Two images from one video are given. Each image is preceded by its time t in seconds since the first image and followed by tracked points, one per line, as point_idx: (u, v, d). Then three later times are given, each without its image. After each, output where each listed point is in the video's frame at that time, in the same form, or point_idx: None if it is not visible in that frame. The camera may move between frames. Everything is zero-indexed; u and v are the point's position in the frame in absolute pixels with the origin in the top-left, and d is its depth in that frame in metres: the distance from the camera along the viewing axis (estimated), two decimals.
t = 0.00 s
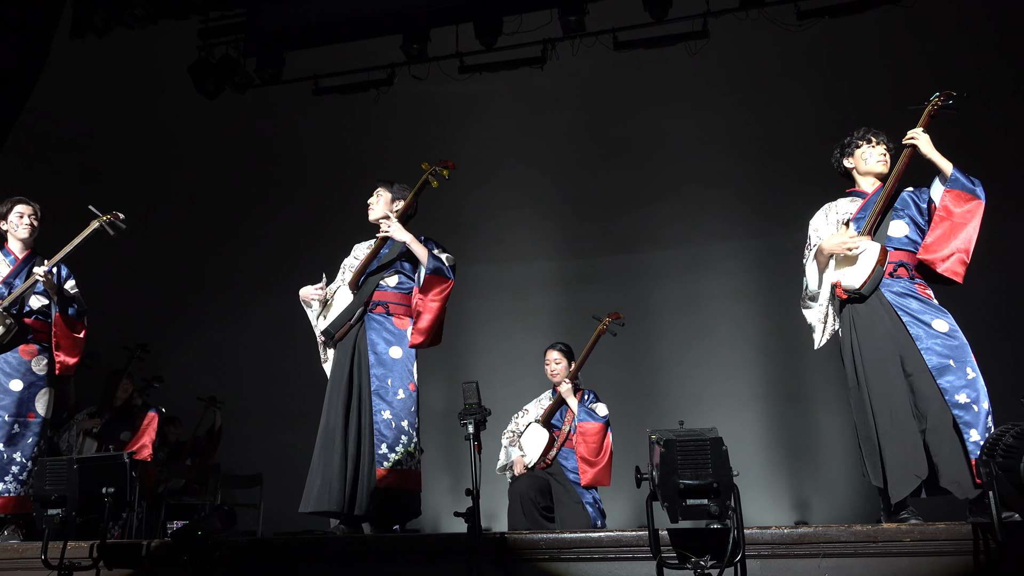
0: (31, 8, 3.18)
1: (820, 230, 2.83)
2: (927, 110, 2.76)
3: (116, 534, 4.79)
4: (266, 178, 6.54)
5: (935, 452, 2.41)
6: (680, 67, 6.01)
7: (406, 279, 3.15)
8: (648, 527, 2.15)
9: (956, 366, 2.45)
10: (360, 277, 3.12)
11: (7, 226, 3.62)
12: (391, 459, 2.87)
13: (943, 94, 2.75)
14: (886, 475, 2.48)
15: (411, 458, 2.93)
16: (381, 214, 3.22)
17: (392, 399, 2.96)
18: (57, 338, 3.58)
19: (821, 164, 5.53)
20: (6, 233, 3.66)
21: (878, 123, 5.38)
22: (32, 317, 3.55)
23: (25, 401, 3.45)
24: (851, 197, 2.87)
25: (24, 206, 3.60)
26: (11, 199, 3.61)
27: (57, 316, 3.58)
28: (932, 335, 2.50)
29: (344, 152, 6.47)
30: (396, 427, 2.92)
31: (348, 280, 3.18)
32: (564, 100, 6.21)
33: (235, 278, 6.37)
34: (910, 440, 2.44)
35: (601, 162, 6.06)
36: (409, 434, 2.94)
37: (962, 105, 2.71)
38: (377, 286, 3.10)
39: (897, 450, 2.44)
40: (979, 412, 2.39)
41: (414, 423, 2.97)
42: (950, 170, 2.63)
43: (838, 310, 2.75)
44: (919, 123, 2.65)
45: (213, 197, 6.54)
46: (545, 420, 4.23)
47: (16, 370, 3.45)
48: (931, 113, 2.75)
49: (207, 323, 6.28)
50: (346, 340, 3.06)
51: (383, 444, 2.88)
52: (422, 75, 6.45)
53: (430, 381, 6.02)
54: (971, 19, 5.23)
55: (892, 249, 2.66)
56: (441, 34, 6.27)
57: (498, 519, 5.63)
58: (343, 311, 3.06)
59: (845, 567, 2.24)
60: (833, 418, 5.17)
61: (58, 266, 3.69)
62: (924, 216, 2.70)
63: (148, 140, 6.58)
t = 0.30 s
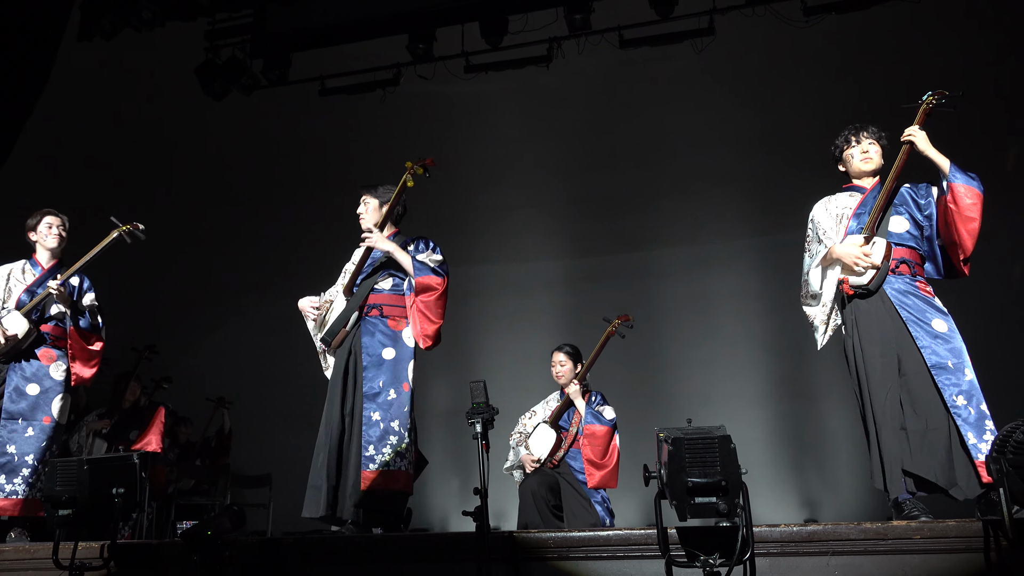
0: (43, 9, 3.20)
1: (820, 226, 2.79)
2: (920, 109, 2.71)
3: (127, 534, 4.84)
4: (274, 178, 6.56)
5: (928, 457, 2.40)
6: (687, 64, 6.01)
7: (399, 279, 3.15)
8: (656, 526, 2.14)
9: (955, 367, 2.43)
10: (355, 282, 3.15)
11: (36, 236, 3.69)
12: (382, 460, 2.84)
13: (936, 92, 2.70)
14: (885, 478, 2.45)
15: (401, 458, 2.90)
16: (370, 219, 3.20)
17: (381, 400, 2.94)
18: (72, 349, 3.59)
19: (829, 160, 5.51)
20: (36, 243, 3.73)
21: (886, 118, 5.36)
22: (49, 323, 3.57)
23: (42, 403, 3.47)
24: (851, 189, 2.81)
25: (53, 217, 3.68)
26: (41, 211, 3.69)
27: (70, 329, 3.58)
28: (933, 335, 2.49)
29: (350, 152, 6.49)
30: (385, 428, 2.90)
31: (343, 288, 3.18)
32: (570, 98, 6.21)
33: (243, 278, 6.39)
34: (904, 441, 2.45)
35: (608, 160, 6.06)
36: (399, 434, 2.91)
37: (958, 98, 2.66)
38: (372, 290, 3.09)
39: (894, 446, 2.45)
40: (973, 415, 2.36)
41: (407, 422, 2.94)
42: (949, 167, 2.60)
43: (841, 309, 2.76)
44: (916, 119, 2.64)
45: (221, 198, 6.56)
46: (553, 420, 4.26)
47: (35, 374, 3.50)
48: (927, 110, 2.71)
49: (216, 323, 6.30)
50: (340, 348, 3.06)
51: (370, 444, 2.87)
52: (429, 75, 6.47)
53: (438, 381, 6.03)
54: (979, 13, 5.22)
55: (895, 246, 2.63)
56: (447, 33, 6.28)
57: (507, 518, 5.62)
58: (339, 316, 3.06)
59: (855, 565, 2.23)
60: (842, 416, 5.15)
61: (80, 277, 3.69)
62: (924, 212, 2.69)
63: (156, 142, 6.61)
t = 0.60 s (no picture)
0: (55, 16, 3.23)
1: (825, 227, 2.77)
2: (925, 111, 2.71)
3: (136, 537, 4.87)
4: (280, 181, 6.58)
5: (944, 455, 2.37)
6: (691, 64, 6.00)
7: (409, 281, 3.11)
8: (665, 526, 2.14)
9: (964, 367, 2.42)
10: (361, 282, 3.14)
11: (59, 245, 3.72)
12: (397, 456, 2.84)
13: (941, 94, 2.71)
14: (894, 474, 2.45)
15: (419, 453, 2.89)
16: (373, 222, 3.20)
17: (398, 397, 2.92)
18: (87, 358, 3.59)
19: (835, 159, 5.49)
20: (57, 253, 3.76)
21: (893, 116, 5.34)
22: (65, 328, 3.61)
23: (51, 407, 3.47)
24: (854, 192, 2.81)
25: (78, 228, 3.72)
26: (67, 223, 3.73)
27: (87, 337, 3.60)
28: (941, 335, 2.47)
29: (356, 154, 6.50)
30: (404, 424, 2.88)
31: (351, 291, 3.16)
32: (575, 99, 6.21)
33: (249, 281, 6.41)
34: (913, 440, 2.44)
35: (614, 161, 6.05)
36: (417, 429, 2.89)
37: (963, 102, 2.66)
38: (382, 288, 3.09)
39: (903, 445, 2.44)
40: (985, 415, 2.35)
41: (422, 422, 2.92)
42: (954, 171, 2.60)
43: (848, 309, 2.71)
44: (922, 122, 2.63)
45: (227, 201, 6.58)
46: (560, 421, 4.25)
47: (48, 380, 3.50)
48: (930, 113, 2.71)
49: (223, 326, 6.32)
50: (357, 349, 3.03)
51: (389, 441, 2.86)
52: (434, 77, 6.48)
53: (445, 382, 6.04)
54: (985, 10, 5.19)
55: (900, 248, 2.63)
56: (451, 34, 6.29)
57: (515, 519, 5.63)
58: (348, 317, 3.04)
59: (864, 564, 2.23)
60: (850, 416, 5.14)
61: (98, 288, 3.74)
62: (927, 215, 2.70)
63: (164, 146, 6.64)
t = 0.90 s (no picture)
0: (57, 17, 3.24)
1: (820, 222, 2.73)
2: (922, 108, 2.69)
3: (140, 539, 4.88)
4: (281, 182, 6.58)
5: (952, 452, 2.37)
6: (691, 62, 6.02)
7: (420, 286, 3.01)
8: (667, 525, 2.13)
9: (965, 362, 2.43)
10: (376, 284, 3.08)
11: (65, 250, 3.75)
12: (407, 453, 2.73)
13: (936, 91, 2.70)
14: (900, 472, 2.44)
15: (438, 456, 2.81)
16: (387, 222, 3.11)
17: (414, 401, 2.82)
18: (91, 361, 3.63)
19: (835, 157, 5.50)
20: (64, 257, 3.80)
21: (893, 113, 5.34)
22: (69, 330, 3.60)
23: (54, 408, 3.47)
24: (854, 188, 2.78)
25: (84, 233, 3.76)
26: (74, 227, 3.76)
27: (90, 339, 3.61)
28: (939, 332, 2.48)
29: (356, 154, 6.51)
30: (418, 429, 2.78)
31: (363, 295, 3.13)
32: (574, 97, 6.22)
33: (250, 282, 6.42)
34: (914, 437, 2.43)
35: (614, 159, 6.06)
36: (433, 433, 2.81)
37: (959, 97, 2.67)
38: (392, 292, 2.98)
39: (908, 443, 2.43)
40: (985, 409, 2.37)
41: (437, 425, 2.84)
42: (955, 169, 2.61)
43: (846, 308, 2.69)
44: (919, 119, 2.61)
45: (228, 202, 6.59)
46: (564, 420, 4.28)
47: (52, 381, 3.50)
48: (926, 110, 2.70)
49: (224, 327, 6.33)
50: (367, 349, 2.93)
51: (405, 439, 2.75)
52: (434, 77, 6.49)
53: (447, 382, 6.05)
54: (983, 7, 5.21)
55: (897, 247, 2.64)
56: (451, 34, 6.30)
57: (518, 519, 5.64)
58: (359, 321, 2.99)
59: (867, 561, 2.22)
60: (851, 414, 5.14)
61: (102, 292, 3.75)
62: (925, 214, 2.70)
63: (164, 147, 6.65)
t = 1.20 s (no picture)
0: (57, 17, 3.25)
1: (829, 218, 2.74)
2: (923, 106, 2.60)
3: (140, 538, 4.90)
4: (281, 182, 6.58)
5: (954, 449, 2.37)
6: (691, 61, 6.02)
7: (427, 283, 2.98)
8: (667, 523, 2.13)
9: (965, 361, 2.42)
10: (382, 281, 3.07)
11: (61, 252, 3.68)
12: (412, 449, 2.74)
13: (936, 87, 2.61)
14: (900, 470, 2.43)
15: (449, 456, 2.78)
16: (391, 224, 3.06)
17: (419, 399, 2.80)
18: (95, 358, 3.65)
19: (835, 156, 5.50)
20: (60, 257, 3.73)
21: (894, 111, 5.34)
22: (71, 330, 3.60)
23: (56, 408, 3.48)
24: (857, 184, 2.77)
25: (80, 235, 3.67)
26: (72, 228, 3.67)
27: (95, 336, 3.66)
28: (940, 330, 2.47)
29: (356, 153, 6.51)
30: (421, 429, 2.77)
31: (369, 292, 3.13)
32: (574, 96, 6.22)
33: (251, 281, 6.42)
34: (914, 435, 2.42)
35: (615, 159, 6.06)
36: (440, 434, 2.78)
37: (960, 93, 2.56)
38: (400, 290, 2.97)
39: (908, 442, 2.42)
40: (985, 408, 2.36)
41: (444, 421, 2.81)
42: (957, 165, 2.59)
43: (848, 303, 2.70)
44: (921, 115, 2.57)
45: (228, 202, 6.59)
46: (565, 419, 4.27)
47: (54, 381, 3.51)
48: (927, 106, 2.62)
49: (225, 327, 6.33)
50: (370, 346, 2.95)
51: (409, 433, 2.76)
52: (434, 76, 6.49)
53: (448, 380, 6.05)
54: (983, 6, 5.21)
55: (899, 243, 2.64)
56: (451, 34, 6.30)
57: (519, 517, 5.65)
58: (365, 318, 2.97)
59: (868, 560, 2.22)
60: (851, 412, 5.15)
61: (104, 289, 3.73)
62: (927, 211, 2.71)
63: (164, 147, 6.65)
